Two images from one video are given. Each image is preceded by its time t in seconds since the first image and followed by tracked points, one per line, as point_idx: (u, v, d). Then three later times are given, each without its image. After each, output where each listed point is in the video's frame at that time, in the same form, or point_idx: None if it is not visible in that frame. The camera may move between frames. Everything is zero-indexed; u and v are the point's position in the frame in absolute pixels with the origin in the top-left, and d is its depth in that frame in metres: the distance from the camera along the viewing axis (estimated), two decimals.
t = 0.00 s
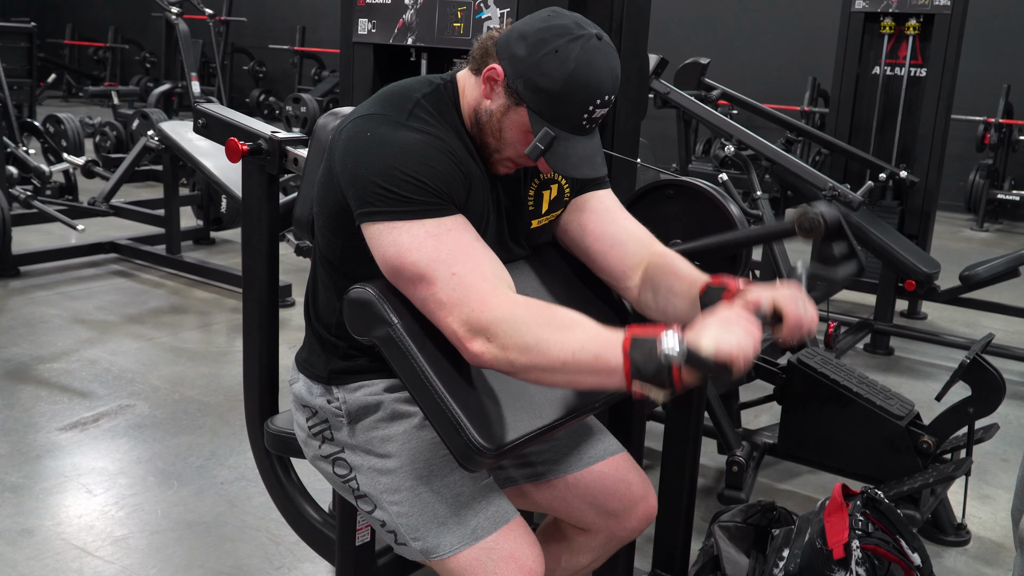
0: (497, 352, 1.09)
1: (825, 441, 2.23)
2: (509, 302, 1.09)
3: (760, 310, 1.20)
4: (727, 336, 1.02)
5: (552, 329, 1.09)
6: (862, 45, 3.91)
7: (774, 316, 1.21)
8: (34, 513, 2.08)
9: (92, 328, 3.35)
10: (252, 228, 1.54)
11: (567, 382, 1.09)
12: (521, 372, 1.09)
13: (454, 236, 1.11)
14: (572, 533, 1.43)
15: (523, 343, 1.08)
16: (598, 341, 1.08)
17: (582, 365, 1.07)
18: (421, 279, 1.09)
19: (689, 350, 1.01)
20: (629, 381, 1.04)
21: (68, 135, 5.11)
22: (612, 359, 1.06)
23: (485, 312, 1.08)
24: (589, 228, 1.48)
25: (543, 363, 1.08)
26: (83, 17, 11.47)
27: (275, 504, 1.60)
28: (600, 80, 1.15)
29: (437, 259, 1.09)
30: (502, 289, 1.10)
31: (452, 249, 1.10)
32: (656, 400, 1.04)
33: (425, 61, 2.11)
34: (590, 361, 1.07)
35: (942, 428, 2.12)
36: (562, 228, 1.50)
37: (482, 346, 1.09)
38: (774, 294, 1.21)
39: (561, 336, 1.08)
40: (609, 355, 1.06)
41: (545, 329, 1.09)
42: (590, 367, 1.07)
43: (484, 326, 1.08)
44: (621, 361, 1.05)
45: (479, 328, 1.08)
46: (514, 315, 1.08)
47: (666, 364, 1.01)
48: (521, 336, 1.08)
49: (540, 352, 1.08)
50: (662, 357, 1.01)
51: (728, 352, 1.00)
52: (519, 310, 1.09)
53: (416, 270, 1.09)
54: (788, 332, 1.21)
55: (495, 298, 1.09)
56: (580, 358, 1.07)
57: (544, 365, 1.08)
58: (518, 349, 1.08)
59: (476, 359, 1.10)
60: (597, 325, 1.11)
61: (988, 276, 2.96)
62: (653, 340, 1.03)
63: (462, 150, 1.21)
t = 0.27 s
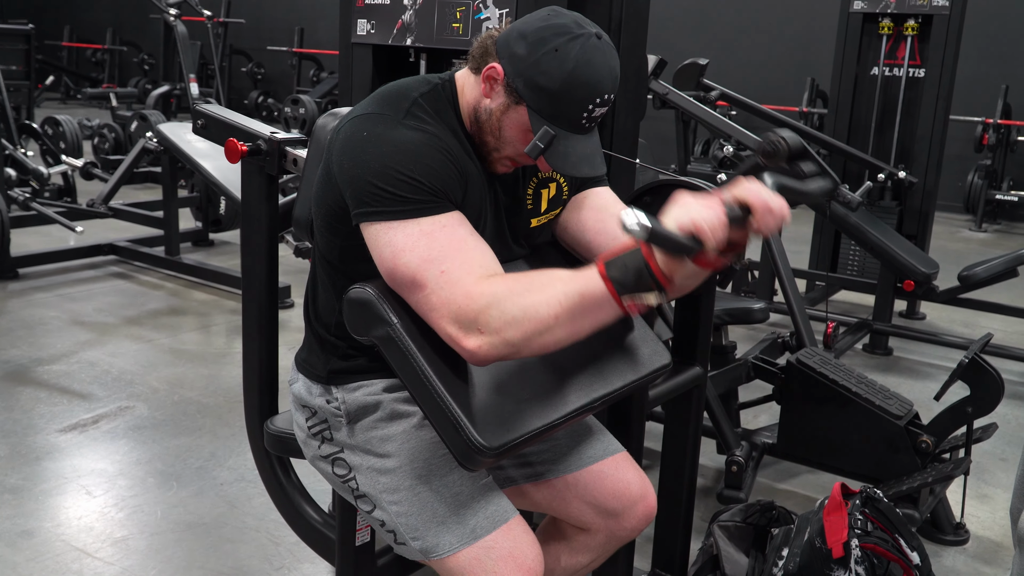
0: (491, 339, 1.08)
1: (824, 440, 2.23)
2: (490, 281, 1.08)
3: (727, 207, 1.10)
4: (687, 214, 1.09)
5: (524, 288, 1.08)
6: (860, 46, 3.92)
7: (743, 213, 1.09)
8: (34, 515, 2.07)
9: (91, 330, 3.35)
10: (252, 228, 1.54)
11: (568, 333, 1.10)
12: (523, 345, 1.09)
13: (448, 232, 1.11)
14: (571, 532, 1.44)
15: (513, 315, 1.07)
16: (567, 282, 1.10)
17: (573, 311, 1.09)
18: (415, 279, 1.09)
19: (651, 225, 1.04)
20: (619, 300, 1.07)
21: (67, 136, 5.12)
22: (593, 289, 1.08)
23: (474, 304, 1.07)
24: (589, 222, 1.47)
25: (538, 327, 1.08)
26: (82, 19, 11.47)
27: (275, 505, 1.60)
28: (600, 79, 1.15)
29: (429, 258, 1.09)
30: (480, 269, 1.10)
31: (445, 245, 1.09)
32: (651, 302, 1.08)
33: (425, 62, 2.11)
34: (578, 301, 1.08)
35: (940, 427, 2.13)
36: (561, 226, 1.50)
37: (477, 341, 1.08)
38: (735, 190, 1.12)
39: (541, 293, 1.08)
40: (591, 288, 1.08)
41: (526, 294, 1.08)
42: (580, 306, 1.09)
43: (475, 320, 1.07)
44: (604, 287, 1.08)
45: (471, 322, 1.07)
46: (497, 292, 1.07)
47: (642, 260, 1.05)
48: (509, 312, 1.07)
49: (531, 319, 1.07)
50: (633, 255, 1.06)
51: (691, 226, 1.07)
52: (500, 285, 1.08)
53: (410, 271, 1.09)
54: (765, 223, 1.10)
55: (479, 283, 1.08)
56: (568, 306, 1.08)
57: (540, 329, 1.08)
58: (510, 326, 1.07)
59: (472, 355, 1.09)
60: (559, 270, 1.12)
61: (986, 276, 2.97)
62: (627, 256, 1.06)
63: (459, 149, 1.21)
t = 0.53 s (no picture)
0: (486, 328, 1.08)
1: (821, 441, 2.23)
2: (470, 267, 1.08)
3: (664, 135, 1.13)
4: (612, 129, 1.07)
5: (489, 267, 1.07)
6: (857, 47, 3.93)
7: (682, 139, 1.13)
8: (30, 516, 2.07)
9: (88, 331, 3.35)
10: (249, 228, 1.54)
11: (555, 292, 1.09)
12: (519, 322, 1.09)
13: (441, 229, 1.10)
14: (567, 533, 1.44)
15: (501, 295, 1.06)
16: (524, 248, 1.09)
17: (551, 270, 1.09)
18: (409, 280, 1.09)
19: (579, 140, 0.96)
20: (586, 239, 1.08)
21: (64, 137, 5.11)
22: (560, 242, 1.09)
23: (465, 300, 1.06)
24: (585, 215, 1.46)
25: (526, 296, 1.08)
26: (79, 20, 11.45)
27: (271, 506, 1.60)
28: (595, 79, 1.16)
29: (423, 256, 1.08)
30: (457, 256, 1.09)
31: (438, 241, 1.09)
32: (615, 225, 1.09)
33: (422, 62, 2.11)
34: (552, 258, 1.09)
35: (937, 427, 2.13)
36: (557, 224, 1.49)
37: (473, 336, 1.08)
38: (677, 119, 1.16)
39: (514, 262, 1.08)
40: (559, 242, 1.09)
41: (502, 269, 1.07)
42: (557, 263, 1.09)
43: (467, 314, 1.07)
44: (568, 233, 1.09)
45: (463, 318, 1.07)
46: (479, 277, 1.06)
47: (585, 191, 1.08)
48: (496, 294, 1.06)
49: (518, 292, 1.07)
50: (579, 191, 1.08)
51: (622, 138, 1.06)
52: (479, 271, 1.07)
53: (404, 271, 1.09)
54: (708, 146, 1.13)
55: (465, 274, 1.07)
56: (544, 266, 1.08)
57: (528, 299, 1.08)
58: (500, 308, 1.07)
59: (466, 351, 1.09)
60: (515, 240, 1.12)
61: (982, 276, 2.98)
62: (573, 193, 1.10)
63: (454, 149, 1.21)
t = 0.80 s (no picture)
0: (481, 324, 1.08)
1: (818, 441, 2.23)
2: (458, 264, 1.08)
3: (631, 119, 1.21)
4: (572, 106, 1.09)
5: (475, 264, 1.07)
6: (854, 47, 3.94)
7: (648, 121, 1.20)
8: (27, 518, 2.07)
9: (84, 332, 3.34)
10: (245, 230, 1.54)
11: (545, 278, 1.10)
12: (514, 313, 1.09)
13: (436, 229, 1.10)
14: (565, 534, 1.44)
15: (493, 287, 1.07)
16: (507, 237, 1.10)
17: (538, 256, 1.09)
18: (405, 281, 1.09)
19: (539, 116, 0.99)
20: (564, 219, 1.10)
21: (61, 138, 5.11)
22: (543, 226, 1.10)
23: (461, 300, 1.06)
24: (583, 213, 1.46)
25: (516, 289, 1.08)
26: (77, 21, 11.44)
27: (267, 507, 1.60)
28: (588, 78, 1.16)
29: (418, 256, 1.08)
30: (449, 254, 1.09)
31: (433, 241, 1.09)
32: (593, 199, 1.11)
33: (418, 63, 2.11)
34: (538, 245, 1.09)
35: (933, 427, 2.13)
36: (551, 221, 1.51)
37: (470, 335, 1.08)
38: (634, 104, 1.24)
39: (499, 255, 1.08)
40: (540, 227, 1.10)
41: (489, 263, 1.07)
42: (543, 250, 1.09)
43: (461, 311, 1.07)
44: (547, 217, 1.10)
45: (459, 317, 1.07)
46: (470, 273, 1.07)
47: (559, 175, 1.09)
48: (488, 289, 1.07)
49: (509, 283, 1.08)
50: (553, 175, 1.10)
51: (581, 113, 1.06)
52: (469, 267, 1.07)
53: (400, 272, 1.09)
54: (671, 123, 1.20)
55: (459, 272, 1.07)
56: (530, 254, 1.09)
57: (520, 288, 1.08)
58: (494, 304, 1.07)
59: (463, 351, 1.09)
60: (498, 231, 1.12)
61: (979, 277, 2.98)
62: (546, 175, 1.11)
63: (448, 148, 1.21)
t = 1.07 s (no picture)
0: (481, 337, 1.07)
1: (816, 441, 2.24)
2: (474, 276, 1.08)
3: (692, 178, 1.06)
4: (651, 177, 1.09)
5: (499, 283, 1.07)
6: (852, 47, 3.94)
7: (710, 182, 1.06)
8: (25, 519, 2.07)
9: (83, 334, 3.34)
10: (243, 230, 1.54)
11: (556, 319, 1.10)
12: (513, 340, 1.09)
13: (435, 231, 1.10)
14: (563, 534, 1.44)
15: (501, 311, 1.07)
16: (541, 270, 1.10)
17: (557, 297, 1.09)
18: (403, 280, 1.09)
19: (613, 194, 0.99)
20: (600, 278, 1.09)
21: (59, 140, 5.11)
22: (577, 275, 1.10)
23: (461, 305, 1.06)
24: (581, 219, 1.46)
25: (524, 317, 1.08)
26: (74, 23, 11.43)
27: (265, 507, 1.60)
28: (585, 74, 1.16)
29: (417, 258, 1.08)
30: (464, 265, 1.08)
31: (433, 244, 1.09)
32: (632, 278, 1.10)
33: (415, 63, 2.11)
34: (560, 284, 1.09)
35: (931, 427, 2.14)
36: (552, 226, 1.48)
37: (466, 342, 1.08)
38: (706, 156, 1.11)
39: (520, 281, 1.08)
40: (571, 270, 1.10)
41: (506, 285, 1.08)
42: (564, 290, 1.10)
43: (462, 320, 1.07)
44: (583, 267, 1.09)
45: (458, 322, 1.07)
46: (482, 287, 1.07)
47: (612, 233, 1.08)
48: (495, 307, 1.07)
49: (518, 312, 1.07)
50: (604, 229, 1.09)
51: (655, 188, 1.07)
52: (483, 282, 1.07)
53: (398, 272, 1.09)
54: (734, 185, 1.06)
55: (466, 281, 1.07)
56: (552, 293, 1.09)
57: (528, 320, 1.08)
58: (497, 322, 1.07)
59: (460, 356, 1.09)
60: (527, 258, 1.12)
61: (977, 277, 2.99)
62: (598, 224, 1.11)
63: (446, 149, 1.21)
